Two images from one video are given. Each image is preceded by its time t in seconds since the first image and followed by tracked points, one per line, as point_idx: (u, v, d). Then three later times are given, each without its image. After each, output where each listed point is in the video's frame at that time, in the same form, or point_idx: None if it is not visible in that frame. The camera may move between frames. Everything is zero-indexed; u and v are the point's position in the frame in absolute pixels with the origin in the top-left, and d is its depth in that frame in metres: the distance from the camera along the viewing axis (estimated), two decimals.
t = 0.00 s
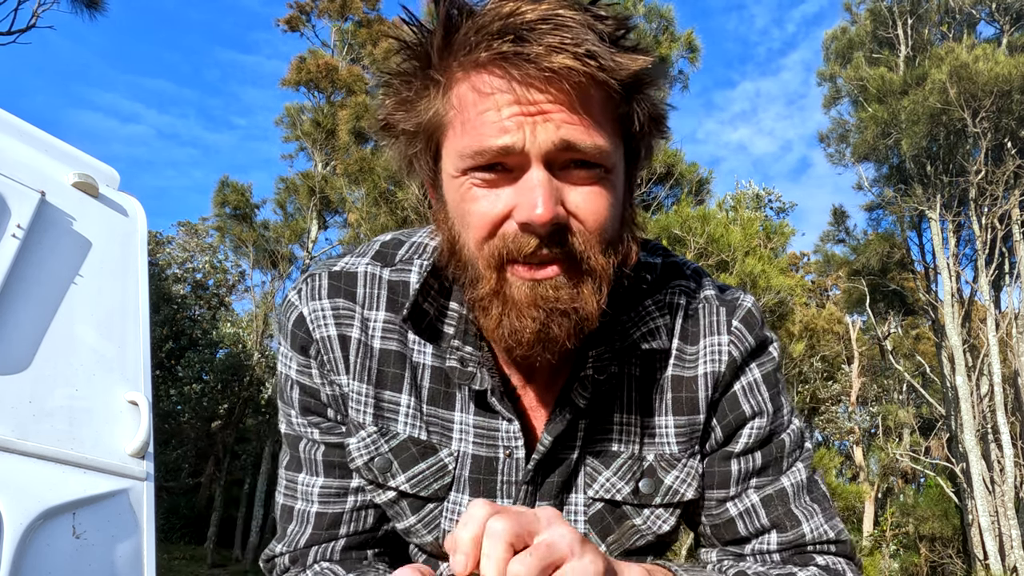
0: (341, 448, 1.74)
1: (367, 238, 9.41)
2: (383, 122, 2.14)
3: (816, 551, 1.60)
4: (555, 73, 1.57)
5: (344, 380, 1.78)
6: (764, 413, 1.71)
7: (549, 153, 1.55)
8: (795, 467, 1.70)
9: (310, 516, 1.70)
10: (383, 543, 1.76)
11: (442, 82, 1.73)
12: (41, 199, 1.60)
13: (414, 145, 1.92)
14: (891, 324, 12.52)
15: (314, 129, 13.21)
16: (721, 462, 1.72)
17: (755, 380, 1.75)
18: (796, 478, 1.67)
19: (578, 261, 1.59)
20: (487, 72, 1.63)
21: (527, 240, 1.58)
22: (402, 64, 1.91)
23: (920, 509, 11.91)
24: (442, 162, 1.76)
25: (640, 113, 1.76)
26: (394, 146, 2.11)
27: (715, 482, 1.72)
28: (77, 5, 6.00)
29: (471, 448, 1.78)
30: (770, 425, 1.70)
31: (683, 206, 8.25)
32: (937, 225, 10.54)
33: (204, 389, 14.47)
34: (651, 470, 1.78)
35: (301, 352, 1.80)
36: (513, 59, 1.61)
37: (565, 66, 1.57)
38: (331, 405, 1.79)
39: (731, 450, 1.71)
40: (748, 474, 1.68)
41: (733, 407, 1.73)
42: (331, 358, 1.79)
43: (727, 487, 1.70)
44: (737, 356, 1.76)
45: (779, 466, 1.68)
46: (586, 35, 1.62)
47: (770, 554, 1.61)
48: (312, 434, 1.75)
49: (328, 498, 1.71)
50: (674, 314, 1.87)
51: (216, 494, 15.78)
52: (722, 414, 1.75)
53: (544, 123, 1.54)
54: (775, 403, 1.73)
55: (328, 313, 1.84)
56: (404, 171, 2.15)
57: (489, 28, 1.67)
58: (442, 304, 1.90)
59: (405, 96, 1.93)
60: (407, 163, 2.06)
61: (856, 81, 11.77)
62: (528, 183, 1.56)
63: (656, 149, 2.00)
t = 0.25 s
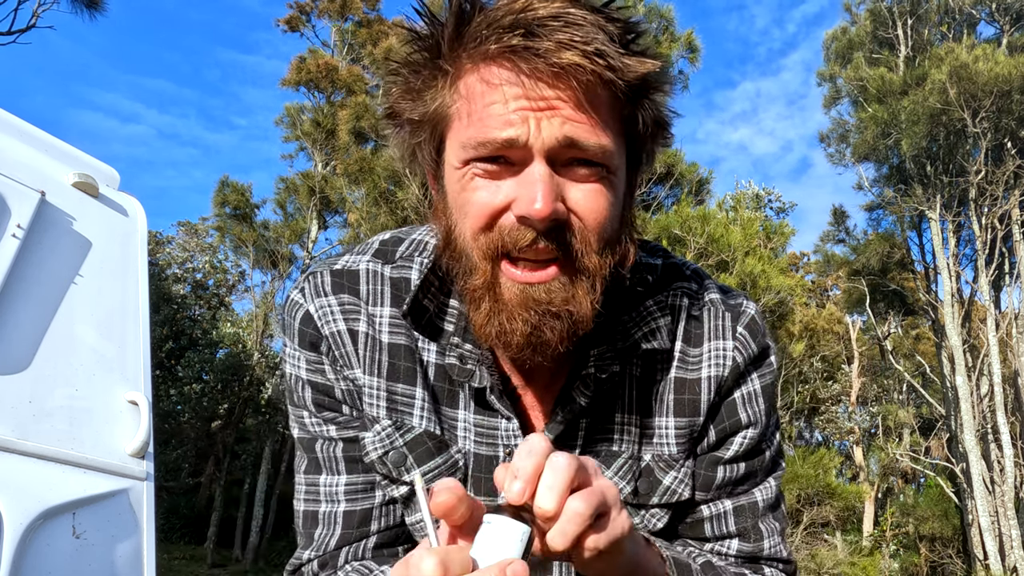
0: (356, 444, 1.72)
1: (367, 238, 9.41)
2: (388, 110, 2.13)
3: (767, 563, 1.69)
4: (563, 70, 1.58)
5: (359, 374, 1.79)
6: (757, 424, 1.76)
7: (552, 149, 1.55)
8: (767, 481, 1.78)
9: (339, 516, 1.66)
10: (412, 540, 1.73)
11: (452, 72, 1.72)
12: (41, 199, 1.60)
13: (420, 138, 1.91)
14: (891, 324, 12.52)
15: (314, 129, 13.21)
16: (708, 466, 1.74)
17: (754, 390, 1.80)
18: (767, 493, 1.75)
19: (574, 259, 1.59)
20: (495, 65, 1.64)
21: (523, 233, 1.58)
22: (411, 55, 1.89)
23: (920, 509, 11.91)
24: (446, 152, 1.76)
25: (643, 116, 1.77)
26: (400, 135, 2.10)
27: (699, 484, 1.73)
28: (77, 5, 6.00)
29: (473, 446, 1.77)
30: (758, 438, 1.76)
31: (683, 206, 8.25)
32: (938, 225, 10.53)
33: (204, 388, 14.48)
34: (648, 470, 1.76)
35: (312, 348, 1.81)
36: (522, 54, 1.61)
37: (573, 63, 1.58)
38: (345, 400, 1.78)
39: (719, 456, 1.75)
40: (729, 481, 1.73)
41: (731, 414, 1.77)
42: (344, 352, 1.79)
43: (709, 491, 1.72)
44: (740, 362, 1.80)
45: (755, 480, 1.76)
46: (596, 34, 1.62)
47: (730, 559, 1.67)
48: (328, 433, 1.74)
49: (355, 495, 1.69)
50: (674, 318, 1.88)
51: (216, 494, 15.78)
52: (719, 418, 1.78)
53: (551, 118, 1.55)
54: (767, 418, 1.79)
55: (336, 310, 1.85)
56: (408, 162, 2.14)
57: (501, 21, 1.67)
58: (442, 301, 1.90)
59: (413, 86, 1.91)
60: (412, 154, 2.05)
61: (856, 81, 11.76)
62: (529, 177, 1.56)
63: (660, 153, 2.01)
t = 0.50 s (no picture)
0: (372, 444, 1.72)
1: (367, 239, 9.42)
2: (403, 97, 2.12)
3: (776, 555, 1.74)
4: (583, 67, 1.60)
5: (370, 373, 1.78)
6: (761, 419, 1.81)
7: (564, 145, 1.55)
8: (769, 473, 1.84)
9: (356, 517, 1.66)
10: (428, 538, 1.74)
11: (470, 62, 1.73)
12: (42, 199, 1.60)
13: (433, 126, 1.91)
14: (891, 324, 12.52)
15: (314, 129, 13.21)
16: (716, 461, 1.78)
17: (757, 386, 1.85)
18: (771, 485, 1.81)
19: (578, 256, 1.59)
20: (515, 57, 1.65)
21: (527, 226, 1.57)
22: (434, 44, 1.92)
23: (920, 509, 11.92)
24: (456, 142, 1.76)
25: (656, 124, 1.84)
26: (414, 122, 2.10)
27: (710, 479, 1.76)
28: (77, 5, 6.01)
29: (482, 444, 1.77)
30: (763, 432, 1.81)
31: (683, 206, 8.25)
32: (937, 225, 10.52)
33: (204, 388, 14.50)
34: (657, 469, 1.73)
35: (319, 348, 1.81)
36: (542, 48, 1.62)
37: (594, 61, 1.62)
38: (355, 400, 1.77)
39: (726, 451, 1.79)
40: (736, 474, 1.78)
41: (736, 410, 1.81)
42: (353, 352, 1.79)
43: (717, 485, 1.76)
44: (744, 358, 1.83)
45: (759, 472, 1.81)
46: (617, 35, 1.67)
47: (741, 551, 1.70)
48: (339, 435, 1.73)
49: (372, 493, 1.68)
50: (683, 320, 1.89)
51: (216, 494, 15.79)
52: (725, 414, 1.81)
53: (565, 114, 1.55)
54: (769, 413, 1.84)
55: (341, 309, 1.84)
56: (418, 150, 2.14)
57: (524, 16, 1.69)
58: (447, 299, 1.89)
59: (432, 76, 1.92)
60: (424, 142, 2.05)
61: (856, 81, 11.76)
62: (538, 171, 1.56)
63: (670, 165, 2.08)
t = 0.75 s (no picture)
0: (389, 454, 1.73)
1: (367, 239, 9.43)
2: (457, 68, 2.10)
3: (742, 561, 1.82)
4: (647, 85, 1.66)
5: (378, 384, 1.77)
6: (747, 424, 1.96)
7: (610, 156, 1.57)
8: (747, 479, 1.94)
9: (386, 527, 1.67)
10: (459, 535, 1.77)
11: (540, 45, 1.78)
12: (41, 199, 1.60)
13: (482, 106, 1.91)
14: (891, 324, 12.51)
15: (314, 129, 13.21)
16: (701, 460, 1.87)
17: (746, 393, 2.00)
18: (749, 489, 1.91)
19: (589, 271, 1.58)
20: (583, 57, 1.69)
21: (551, 224, 1.55)
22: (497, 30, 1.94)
23: (920, 509, 11.92)
24: (500, 127, 1.76)
25: (699, 159, 1.91)
26: (460, 99, 2.09)
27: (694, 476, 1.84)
28: (78, 5, 6.02)
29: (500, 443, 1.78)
30: (747, 436, 1.95)
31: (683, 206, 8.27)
32: (938, 225, 10.53)
33: (204, 388, 14.51)
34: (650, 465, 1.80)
35: (321, 365, 1.80)
36: (611, 56, 1.68)
37: (659, 81, 1.68)
38: (367, 413, 1.77)
39: (711, 451, 1.88)
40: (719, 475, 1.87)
41: (725, 413, 1.94)
42: (358, 365, 1.78)
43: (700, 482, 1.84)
44: (738, 364, 1.99)
45: (739, 477, 1.91)
46: (687, 65, 1.76)
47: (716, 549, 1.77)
48: (355, 452, 1.74)
49: (399, 501, 1.70)
50: (693, 328, 2.01)
51: (215, 494, 15.80)
52: (715, 416, 1.93)
53: (617, 126, 1.58)
54: (753, 421, 1.99)
55: (340, 323, 1.82)
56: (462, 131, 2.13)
57: (603, 23, 1.76)
58: (457, 302, 1.87)
59: (493, 54, 1.92)
60: (467, 122, 2.04)
61: (856, 81, 11.76)
62: (577, 172, 1.56)
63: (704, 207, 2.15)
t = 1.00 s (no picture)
0: (389, 457, 1.74)
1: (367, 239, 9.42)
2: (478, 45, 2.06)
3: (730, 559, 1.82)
4: (667, 83, 1.66)
5: (373, 387, 1.78)
6: (737, 418, 1.96)
7: (623, 151, 1.57)
8: (736, 475, 1.94)
9: (394, 530, 1.69)
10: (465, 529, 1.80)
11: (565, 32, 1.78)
12: (41, 199, 1.60)
13: (500, 89, 1.89)
14: (891, 324, 12.50)
15: (314, 129, 13.20)
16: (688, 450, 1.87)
17: (736, 387, 2.01)
18: (738, 483, 1.91)
19: (591, 263, 1.57)
20: (606, 50, 1.69)
21: (558, 211, 1.54)
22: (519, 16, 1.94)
23: (920, 509, 11.93)
24: (515, 113, 1.76)
25: (711, 161, 1.91)
26: (477, 81, 2.07)
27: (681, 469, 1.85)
28: (78, 6, 6.01)
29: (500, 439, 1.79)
30: (736, 431, 1.95)
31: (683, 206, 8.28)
32: (938, 225, 10.52)
33: (204, 388, 14.54)
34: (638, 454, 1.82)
35: (312, 372, 1.79)
36: (634, 51, 1.69)
37: (680, 80, 1.68)
38: (363, 417, 1.77)
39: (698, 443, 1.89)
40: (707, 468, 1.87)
41: (715, 406, 1.95)
42: (350, 370, 1.77)
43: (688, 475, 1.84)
44: (728, 356, 2.02)
45: (728, 472, 1.92)
46: (710, 67, 1.77)
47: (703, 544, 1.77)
48: (356, 456, 1.75)
49: (403, 504, 1.71)
50: (688, 321, 2.02)
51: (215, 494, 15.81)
52: (704, 410, 1.94)
53: (634, 121, 1.58)
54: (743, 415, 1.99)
55: (331, 329, 1.81)
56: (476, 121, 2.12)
57: (629, 18, 1.76)
58: (454, 292, 1.84)
59: (517, 38, 1.91)
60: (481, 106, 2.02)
61: (856, 81, 11.75)
62: (590, 163, 1.56)
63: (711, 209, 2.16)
